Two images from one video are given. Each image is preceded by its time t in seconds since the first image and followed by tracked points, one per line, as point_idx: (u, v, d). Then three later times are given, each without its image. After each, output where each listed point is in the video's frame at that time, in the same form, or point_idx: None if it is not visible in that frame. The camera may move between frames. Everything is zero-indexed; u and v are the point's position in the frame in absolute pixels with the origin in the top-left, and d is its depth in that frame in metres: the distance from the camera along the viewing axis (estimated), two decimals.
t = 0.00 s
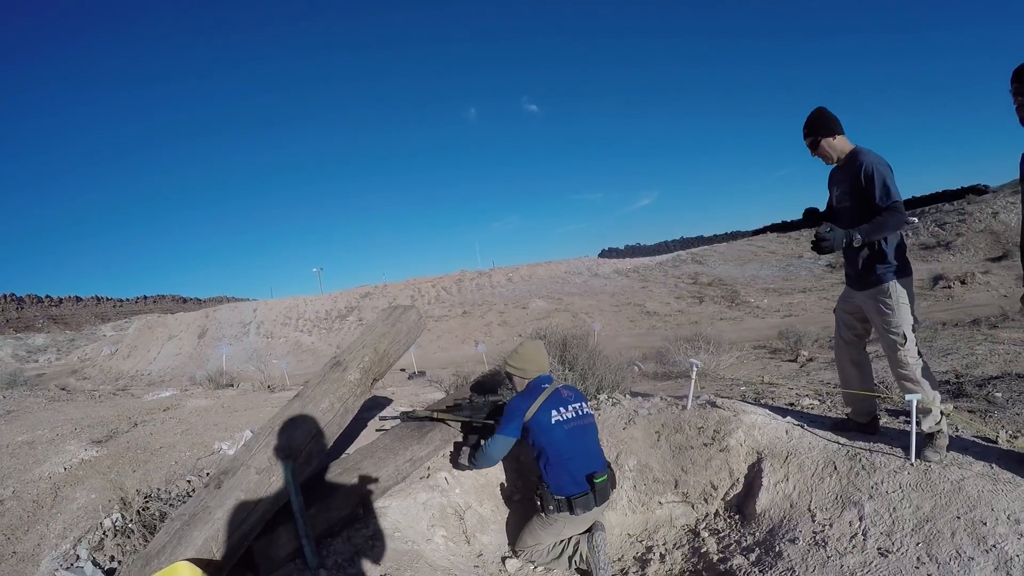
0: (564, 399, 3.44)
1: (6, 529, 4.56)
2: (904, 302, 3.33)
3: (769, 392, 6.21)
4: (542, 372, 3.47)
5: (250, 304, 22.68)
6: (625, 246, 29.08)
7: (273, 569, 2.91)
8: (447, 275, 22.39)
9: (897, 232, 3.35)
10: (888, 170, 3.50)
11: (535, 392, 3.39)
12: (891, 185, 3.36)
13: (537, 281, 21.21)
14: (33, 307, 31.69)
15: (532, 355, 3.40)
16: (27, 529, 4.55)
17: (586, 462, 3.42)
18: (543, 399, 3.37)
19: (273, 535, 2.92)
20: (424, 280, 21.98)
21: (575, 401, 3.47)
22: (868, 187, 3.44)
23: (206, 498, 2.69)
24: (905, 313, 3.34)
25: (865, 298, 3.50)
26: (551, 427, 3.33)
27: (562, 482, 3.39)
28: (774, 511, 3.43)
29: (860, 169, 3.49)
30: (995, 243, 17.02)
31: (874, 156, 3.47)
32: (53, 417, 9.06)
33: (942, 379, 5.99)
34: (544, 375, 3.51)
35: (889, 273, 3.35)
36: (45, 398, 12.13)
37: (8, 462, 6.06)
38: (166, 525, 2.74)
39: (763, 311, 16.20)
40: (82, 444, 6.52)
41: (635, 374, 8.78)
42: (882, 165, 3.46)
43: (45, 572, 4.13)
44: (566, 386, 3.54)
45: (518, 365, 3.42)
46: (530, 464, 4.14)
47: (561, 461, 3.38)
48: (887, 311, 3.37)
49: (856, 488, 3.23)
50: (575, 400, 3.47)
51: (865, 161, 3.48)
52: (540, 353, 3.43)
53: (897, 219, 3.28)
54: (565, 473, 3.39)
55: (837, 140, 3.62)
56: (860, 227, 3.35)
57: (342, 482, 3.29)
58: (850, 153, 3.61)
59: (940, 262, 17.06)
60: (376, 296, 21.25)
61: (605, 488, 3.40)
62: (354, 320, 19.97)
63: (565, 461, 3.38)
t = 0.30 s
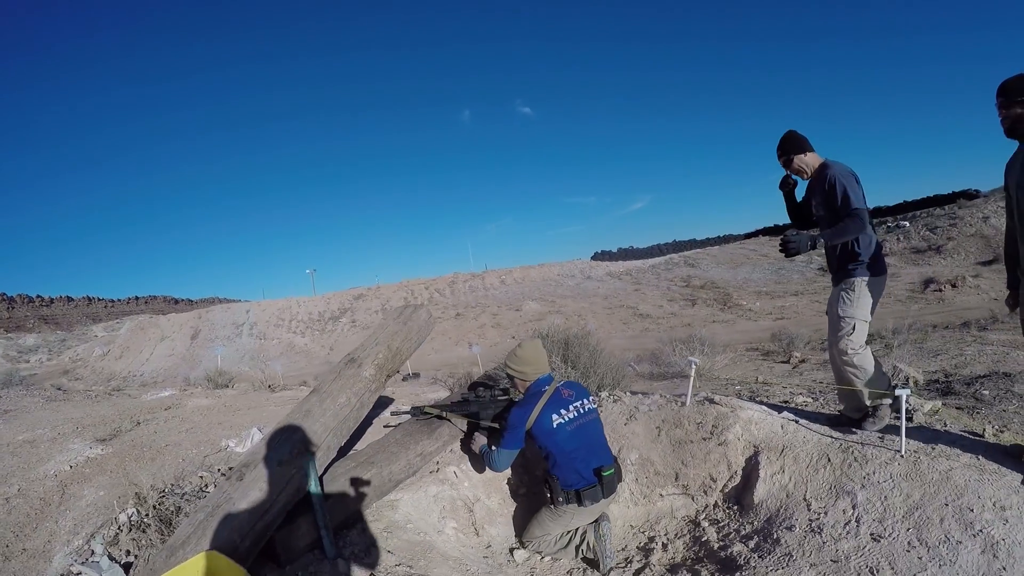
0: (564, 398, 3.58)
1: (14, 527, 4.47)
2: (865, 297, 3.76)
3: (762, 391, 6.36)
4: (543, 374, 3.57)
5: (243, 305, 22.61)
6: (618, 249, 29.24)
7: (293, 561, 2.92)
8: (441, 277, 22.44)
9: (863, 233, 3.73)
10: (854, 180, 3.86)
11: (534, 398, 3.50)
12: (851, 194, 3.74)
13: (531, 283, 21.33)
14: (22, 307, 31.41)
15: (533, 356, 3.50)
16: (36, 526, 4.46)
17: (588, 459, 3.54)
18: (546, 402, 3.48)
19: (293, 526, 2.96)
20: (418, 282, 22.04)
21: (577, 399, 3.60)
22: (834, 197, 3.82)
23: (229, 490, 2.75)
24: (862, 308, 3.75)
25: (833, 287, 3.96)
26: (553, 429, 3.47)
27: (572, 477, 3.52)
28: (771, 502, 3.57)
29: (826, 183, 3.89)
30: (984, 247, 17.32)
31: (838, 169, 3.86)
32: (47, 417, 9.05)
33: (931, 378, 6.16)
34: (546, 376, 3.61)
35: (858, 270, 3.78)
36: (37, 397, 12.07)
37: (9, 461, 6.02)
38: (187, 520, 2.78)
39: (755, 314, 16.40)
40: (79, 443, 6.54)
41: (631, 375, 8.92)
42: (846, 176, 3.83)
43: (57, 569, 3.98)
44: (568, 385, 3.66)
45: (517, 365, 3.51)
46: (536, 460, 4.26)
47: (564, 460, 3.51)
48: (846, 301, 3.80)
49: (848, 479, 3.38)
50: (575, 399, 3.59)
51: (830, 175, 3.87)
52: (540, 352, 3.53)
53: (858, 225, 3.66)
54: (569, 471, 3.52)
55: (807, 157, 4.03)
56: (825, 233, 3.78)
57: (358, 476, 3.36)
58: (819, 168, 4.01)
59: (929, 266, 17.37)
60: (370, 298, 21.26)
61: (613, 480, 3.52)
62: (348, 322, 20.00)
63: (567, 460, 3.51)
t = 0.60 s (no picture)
0: (560, 380, 3.61)
1: (26, 514, 4.46)
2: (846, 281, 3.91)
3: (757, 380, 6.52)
4: (541, 358, 3.66)
5: (239, 308, 22.60)
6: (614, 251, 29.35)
7: (312, 530, 3.04)
8: (437, 279, 22.53)
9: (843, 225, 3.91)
10: (830, 176, 4.03)
11: (533, 381, 3.58)
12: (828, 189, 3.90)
13: (526, 285, 21.45)
14: (17, 310, 31.29)
15: (533, 339, 3.63)
16: (48, 511, 4.47)
17: (590, 438, 3.66)
18: (544, 385, 3.56)
19: (312, 496, 3.09)
20: (414, 285, 22.12)
21: (576, 380, 3.66)
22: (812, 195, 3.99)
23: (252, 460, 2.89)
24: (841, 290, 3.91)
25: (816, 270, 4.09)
26: (553, 412, 3.55)
27: (575, 455, 3.65)
28: (767, 477, 3.71)
29: (803, 182, 4.05)
30: (976, 246, 17.55)
31: (814, 167, 4.02)
32: (46, 414, 9.07)
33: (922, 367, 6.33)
34: (545, 358, 3.70)
35: (840, 257, 3.94)
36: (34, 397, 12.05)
37: (16, 453, 5.97)
38: (211, 491, 2.90)
39: (750, 314, 16.56)
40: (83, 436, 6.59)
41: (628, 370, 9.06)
42: (823, 174, 4.01)
43: (73, 550, 3.98)
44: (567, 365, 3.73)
45: (522, 348, 3.64)
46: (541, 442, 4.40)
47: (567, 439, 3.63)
48: (830, 281, 3.94)
49: (841, 452, 3.53)
50: (573, 380, 3.63)
51: (807, 173, 4.03)
52: (540, 334, 3.65)
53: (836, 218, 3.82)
54: (572, 450, 3.64)
55: (783, 159, 4.18)
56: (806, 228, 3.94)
57: (373, 451, 3.49)
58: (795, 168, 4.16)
59: (923, 266, 17.59)
60: (366, 300, 21.32)
61: (615, 453, 3.68)
62: (344, 324, 20.07)
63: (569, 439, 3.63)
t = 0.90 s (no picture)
0: (556, 365, 3.66)
1: (26, 499, 4.35)
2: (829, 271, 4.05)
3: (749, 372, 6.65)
4: (539, 343, 3.72)
5: (231, 307, 22.48)
6: (607, 253, 29.45)
7: (318, 505, 3.10)
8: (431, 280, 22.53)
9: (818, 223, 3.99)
10: (806, 173, 4.11)
11: (529, 362, 3.64)
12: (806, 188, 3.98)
13: (520, 286, 21.51)
14: (5, 309, 31.01)
15: (533, 325, 3.70)
16: (49, 496, 4.37)
17: (584, 425, 3.69)
18: (539, 367, 3.61)
19: (319, 472, 3.15)
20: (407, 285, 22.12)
21: (571, 365, 3.71)
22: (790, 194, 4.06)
23: (261, 435, 2.96)
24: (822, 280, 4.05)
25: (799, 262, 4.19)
26: (544, 394, 3.59)
27: (568, 440, 3.66)
28: (760, 458, 3.80)
29: (782, 181, 4.12)
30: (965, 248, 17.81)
31: (791, 166, 4.09)
32: (37, 408, 9.02)
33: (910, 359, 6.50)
34: (543, 345, 3.76)
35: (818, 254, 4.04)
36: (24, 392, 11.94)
37: (13, 442, 5.78)
38: (219, 465, 2.95)
39: (742, 315, 16.71)
40: (78, 425, 6.59)
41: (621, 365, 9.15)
42: (801, 173, 4.08)
43: (76, 532, 3.97)
44: (564, 351, 3.77)
45: (522, 333, 3.72)
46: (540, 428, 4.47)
47: (562, 425, 3.65)
48: (812, 271, 4.06)
49: (832, 433, 3.64)
50: (567, 365, 3.68)
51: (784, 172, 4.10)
52: (541, 321, 3.72)
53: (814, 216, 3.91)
54: (565, 436, 3.65)
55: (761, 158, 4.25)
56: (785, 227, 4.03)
57: (376, 431, 3.55)
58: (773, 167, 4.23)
59: (913, 268, 17.81)
60: (359, 300, 21.30)
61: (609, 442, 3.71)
62: (337, 324, 20.06)
63: (564, 425, 3.65)
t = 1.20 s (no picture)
0: (553, 355, 3.72)
1: (26, 489, 4.34)
2: (815, 266, 4.05)
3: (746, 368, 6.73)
4: (538, 333, 3.77)
5: (226, 306, 22.41)
6: (603, 253, 29.50)
7: (321, 493, 3.13)
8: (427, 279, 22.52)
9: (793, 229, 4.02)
10: (784, 178, 4.09)
11: (526, 350, 3.70)
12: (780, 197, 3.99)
13: (516, 286, 21.54)
14: None
15: (536, 315, 3.72)
16: (49, 488, 4.33)
17: (576, 419, 3.70)
18: (534, 355, 3.66)
19: (322, 459, 3.18)
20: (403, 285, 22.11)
21: (566, 357, 3.75)
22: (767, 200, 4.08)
23: (265, 423, 2.98)
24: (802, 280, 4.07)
25: (782, 260, 4.24)
26: (538, 381, 3.63)
27: (558, 431, 3.67)
28: (757, 449, 3.85)
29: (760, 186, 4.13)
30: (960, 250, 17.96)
31: (768, 172, 4.07)
32: (32, 404, 8.98)
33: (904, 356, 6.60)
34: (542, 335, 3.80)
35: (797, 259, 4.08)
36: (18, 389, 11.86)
37: (11, 436, 5.77)
38: (223, 452, 2.97)
39: (738, 316, 16.79)
40: (74, 420, 6.57)
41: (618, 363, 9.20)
42: (777, 178, 4.07)
43: (77, 521, 3.87)
44: (561, 344, 3.81)
45: (523, 323, 3.74)
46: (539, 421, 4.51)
47: (554, 415, 3.67)
48: (797, 266, 4.08)
49: (828, 425, 3.70)
50: (563, 356, 3.73)
51: (761, 179, 4.09)
52: (543, 312, 3.74)
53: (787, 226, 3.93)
54: (556, 426, 3.67)
55: (740, 162, 4.22)
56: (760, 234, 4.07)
57: (379, 421, 3.58)
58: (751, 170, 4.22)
59: (907, 269, 17.94)
60: (355, 299, 21.28)
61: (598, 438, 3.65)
62: (333, 323, 20.04)
63: (556, 416, 3.67)
